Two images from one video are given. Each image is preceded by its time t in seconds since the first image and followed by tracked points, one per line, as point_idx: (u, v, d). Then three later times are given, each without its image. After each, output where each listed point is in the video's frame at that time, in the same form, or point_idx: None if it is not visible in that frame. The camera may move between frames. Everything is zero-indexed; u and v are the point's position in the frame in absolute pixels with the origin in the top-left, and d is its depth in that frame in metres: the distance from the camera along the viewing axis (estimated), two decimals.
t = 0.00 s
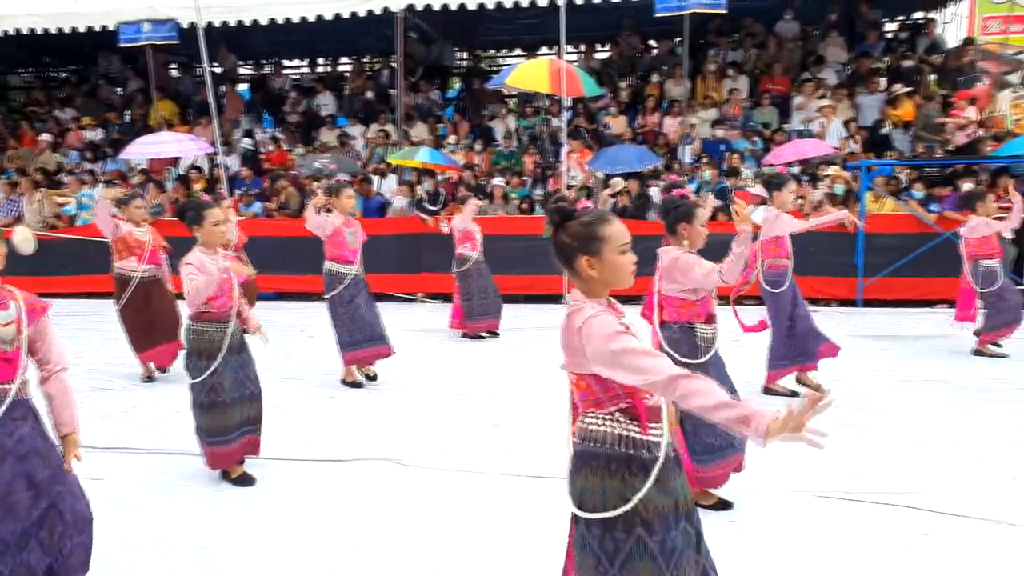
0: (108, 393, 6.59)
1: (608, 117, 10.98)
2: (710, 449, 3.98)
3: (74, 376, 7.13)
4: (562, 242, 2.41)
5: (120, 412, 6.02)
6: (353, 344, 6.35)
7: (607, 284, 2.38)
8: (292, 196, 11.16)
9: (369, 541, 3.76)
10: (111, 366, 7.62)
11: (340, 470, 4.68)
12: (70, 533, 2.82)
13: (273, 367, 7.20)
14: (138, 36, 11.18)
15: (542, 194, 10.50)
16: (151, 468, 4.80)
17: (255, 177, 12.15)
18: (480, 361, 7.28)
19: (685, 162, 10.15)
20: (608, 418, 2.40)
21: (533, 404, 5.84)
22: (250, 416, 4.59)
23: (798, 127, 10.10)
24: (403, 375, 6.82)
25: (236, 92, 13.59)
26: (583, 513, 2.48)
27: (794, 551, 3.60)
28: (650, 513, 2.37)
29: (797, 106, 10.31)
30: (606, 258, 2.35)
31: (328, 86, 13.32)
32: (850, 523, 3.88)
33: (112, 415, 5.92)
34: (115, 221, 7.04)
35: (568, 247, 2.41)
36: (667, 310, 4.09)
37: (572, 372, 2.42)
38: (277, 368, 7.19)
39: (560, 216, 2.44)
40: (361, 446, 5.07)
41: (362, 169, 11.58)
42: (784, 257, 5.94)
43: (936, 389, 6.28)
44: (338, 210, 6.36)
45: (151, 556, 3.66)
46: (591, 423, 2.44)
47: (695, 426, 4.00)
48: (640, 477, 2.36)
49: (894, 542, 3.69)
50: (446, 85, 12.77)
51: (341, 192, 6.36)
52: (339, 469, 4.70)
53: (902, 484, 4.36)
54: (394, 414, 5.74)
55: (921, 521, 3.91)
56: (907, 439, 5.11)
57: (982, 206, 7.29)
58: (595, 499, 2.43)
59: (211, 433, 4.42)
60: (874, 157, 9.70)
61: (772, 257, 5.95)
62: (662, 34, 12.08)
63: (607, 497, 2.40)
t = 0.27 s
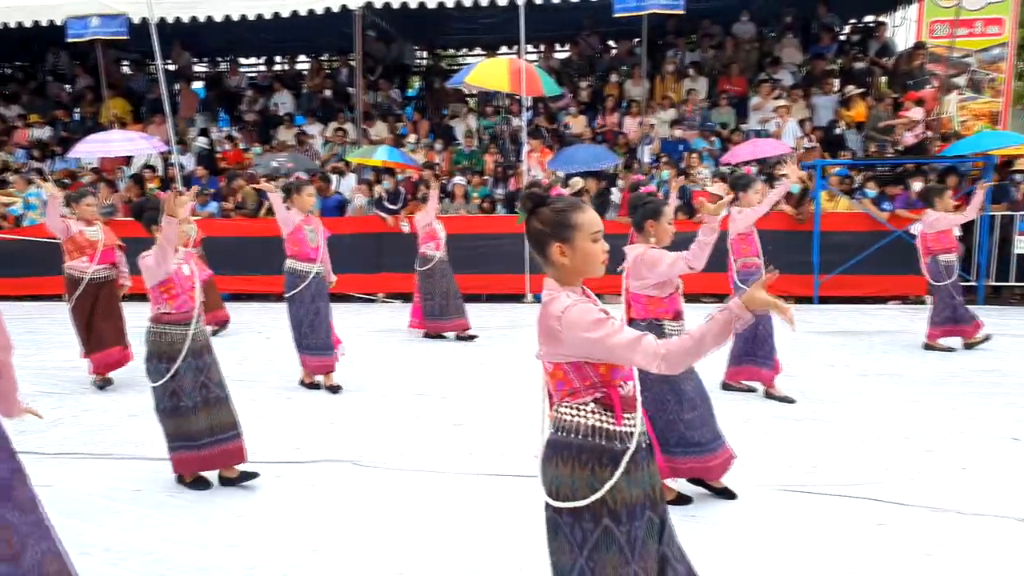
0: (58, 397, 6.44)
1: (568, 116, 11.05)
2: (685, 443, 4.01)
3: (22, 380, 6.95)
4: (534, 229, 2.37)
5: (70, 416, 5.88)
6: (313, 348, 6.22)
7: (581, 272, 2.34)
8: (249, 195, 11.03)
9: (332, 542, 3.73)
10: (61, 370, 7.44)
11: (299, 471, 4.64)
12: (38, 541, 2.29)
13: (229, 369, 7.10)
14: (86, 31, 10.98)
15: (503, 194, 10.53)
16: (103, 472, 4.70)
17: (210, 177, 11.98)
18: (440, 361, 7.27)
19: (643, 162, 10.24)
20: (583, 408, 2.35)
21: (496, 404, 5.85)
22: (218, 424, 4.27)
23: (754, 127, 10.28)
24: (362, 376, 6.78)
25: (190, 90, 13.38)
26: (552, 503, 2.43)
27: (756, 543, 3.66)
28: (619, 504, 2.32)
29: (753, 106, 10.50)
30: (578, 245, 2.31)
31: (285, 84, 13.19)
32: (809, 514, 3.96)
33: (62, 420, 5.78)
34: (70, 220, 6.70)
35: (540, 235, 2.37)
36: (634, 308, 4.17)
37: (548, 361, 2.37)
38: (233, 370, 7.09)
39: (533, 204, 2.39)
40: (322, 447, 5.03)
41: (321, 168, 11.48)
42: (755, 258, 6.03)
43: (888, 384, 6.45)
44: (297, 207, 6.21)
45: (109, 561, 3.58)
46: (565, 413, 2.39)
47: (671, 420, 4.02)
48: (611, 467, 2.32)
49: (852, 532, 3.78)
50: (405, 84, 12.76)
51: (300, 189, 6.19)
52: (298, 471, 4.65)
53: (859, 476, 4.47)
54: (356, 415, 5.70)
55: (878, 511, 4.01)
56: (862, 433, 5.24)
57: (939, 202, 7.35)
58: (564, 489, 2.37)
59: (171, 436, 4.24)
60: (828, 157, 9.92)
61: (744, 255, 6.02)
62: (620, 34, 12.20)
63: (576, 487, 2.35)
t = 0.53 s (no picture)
0: (14, 402, 6.29)
1: (536, 116, 11.08)
2: (652, 444, 4.05)
3: None
4: (514, 227, 2.29)
5: (26, 421, 5.75)
6: (283, 346, 6.17)
7: (561, 272, 2.28)
8: (212, 194, 10.89)
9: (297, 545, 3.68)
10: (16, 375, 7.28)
11: (265, 474, 4.58)
12: None
13: (191, 372, 7.00)
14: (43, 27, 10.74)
15: (470, 193, 10.53)
16: (62, 477, 4.59)
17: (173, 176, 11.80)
18: (407, 361, 7.25)
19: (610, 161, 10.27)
20: (560, 407, 2.30)
21: (463, 404, 5.83)
22: (185, 428, 4.15)
23: (719, 127, 10.41)
24: (328, 377, 6.73)
25: (151, 88, 13.17)
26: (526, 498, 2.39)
27: (722, 539, 3.68)
28: (594, 503, 2.29)
29: (718, 107, 10.63)
30: (560, 246, 2.24)
31: (249, 83, 13.05)
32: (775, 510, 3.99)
33: (18, 425, 5.64)
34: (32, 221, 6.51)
35: (520, 233, 2.29)
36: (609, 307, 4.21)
37: (525, 360, 2.31)
38: (195, 372, 6.99)
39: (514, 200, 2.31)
40: (287, 450, 4.96)
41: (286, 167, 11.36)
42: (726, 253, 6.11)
43: (848, 380, 6.56)
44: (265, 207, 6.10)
45: (65, 569, 3.48)
46: (541, 411, 2.34)
47: (639, 421, 4.04)
48: (585, 467, 2.28)
49: (814, 525, 3.82)
50: (371, 83, 12.72)
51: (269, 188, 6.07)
52: (263, 473, 4.59)
53: (822, 471, 4.53)
54: (322, 418, 5.64)
55: (840, 504, 4.07)
56: (825, 428, 5.32)
57: (907, 203, 7.46)
58: (540, 487, 2.33)
59: (139, 441, 4.11)
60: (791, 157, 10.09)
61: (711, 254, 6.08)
62: (586, 35, 12.28)
63: (551, 485, 2.31)
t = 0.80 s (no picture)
0: None
1: (508, 116, 11.08)
2: (626, 443, 4.04)
3: None
4: (503, 216, 2.22)
5: None
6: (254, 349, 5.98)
7: (553, 260, 2.24)
8: (181, 195, 10.61)
9: (267, 547, 3.61)
10: None
11: (235, 475, 4.50)
12: None
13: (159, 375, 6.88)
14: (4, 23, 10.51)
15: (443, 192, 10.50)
16: (25, 482, 4.47)
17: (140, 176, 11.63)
18: (379, 362, 7.21)
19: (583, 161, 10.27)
20: (553, 402, 2.28)
21: (436, 405, 5.80)
22: (171, 424, 4.17)
23: (691, 127, 10.48)
24: (299, 378, 6.66)
25: (118, 87, 12.95)
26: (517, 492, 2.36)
27: (695, 536, 3.69)
28: (588, 494, 2.28)
29: (689, 106, 10.71)
30: (553, 232, 2.20)
31: (218, 81, 12.91)
32: (746, 506, 4.01)
33: None
34: None
35: (511, 221, 2.22)
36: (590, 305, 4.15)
37: (508, 353, 2.25)
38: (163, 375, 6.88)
39: (502, 188, 2.25)
40: (257, 451, 4.88)
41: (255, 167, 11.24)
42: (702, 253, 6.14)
43: (818, 377, 6.63)
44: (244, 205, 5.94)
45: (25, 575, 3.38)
46: (534, 405, 2.31)
47: (616, 419, 4.02)
48: (579, 460, 2.27)
49: (785, 521, 3.84)
50: (342, 82, 12.66)
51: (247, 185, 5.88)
52: (233, 474, 4.51)
53: (793, 467, 4.57)
54: (292, 419, 5.56)
55: (811, 499, 4.10)
56: (795, 425, 5.36)
57: (882, 197, 7.58)
58: (533, 481, 2.30)
59: (119, 444, 4.07)
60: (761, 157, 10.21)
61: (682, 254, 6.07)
62: (558, 34, 12.30)
63: (546, 479, 2.28)
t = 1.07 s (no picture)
0: None
1: (484, 115, 11.09)
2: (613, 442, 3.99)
3: None
4: (490, 213, 2.21)
5: None
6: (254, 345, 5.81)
7: (541, 254, 2.22)
8: (153, 194, 10.60)
9: (241, 547, 3.54)
10: None
11: (207, 475, 4.40)
12: None
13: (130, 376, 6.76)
14: None
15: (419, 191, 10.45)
16: None
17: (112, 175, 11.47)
18: (355, 362, 7.15)
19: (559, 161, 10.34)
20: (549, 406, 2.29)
21: (412, 405, 5.75)
22: (141, 425, 4.11)
23: (666, 127, 10.54)
24: (274, 379, 6.58)
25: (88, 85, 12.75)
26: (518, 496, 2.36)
27: (670, 535, 3.67)
28: (588, 489, 2.33)
29: (665, 106, 10.76)
30: (541, 225, 2.19)
31: (191, 79, 12.78)
32: (718, 505, 4.00)
33: None
34: None
35: (498, 218, 2.20)
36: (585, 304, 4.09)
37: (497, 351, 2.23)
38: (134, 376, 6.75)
39: (489, 185, 2.25)
40: (230, 452, 4.79)
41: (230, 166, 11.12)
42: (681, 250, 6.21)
43: (792, 374, 6.66)
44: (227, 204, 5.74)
45: None
46: (528, 411, 2.31)
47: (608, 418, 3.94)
48: (579, 457, 2.30)
49: (760, 517, 3.84)
50: (317, 81, 12.59)
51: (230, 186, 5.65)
52: (207, 474, 4.41)
53: (767, 463, 4.58)
54: (265, 420, 5.48)
55: (785, 495, 4.10)
56: (768, 422, 5.39)
57: (863, 199, 7.69)
58: (535, 485, 2.30)
59: (91, 443, 3.99)
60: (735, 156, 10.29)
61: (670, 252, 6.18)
62: (534, 34, 12.33)
63: (548, 481, 2.29)
